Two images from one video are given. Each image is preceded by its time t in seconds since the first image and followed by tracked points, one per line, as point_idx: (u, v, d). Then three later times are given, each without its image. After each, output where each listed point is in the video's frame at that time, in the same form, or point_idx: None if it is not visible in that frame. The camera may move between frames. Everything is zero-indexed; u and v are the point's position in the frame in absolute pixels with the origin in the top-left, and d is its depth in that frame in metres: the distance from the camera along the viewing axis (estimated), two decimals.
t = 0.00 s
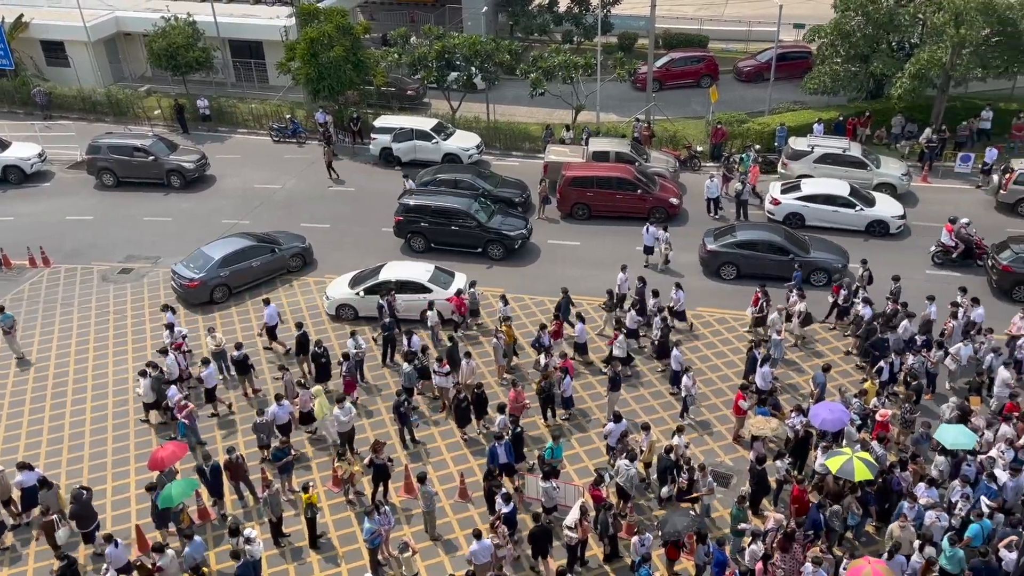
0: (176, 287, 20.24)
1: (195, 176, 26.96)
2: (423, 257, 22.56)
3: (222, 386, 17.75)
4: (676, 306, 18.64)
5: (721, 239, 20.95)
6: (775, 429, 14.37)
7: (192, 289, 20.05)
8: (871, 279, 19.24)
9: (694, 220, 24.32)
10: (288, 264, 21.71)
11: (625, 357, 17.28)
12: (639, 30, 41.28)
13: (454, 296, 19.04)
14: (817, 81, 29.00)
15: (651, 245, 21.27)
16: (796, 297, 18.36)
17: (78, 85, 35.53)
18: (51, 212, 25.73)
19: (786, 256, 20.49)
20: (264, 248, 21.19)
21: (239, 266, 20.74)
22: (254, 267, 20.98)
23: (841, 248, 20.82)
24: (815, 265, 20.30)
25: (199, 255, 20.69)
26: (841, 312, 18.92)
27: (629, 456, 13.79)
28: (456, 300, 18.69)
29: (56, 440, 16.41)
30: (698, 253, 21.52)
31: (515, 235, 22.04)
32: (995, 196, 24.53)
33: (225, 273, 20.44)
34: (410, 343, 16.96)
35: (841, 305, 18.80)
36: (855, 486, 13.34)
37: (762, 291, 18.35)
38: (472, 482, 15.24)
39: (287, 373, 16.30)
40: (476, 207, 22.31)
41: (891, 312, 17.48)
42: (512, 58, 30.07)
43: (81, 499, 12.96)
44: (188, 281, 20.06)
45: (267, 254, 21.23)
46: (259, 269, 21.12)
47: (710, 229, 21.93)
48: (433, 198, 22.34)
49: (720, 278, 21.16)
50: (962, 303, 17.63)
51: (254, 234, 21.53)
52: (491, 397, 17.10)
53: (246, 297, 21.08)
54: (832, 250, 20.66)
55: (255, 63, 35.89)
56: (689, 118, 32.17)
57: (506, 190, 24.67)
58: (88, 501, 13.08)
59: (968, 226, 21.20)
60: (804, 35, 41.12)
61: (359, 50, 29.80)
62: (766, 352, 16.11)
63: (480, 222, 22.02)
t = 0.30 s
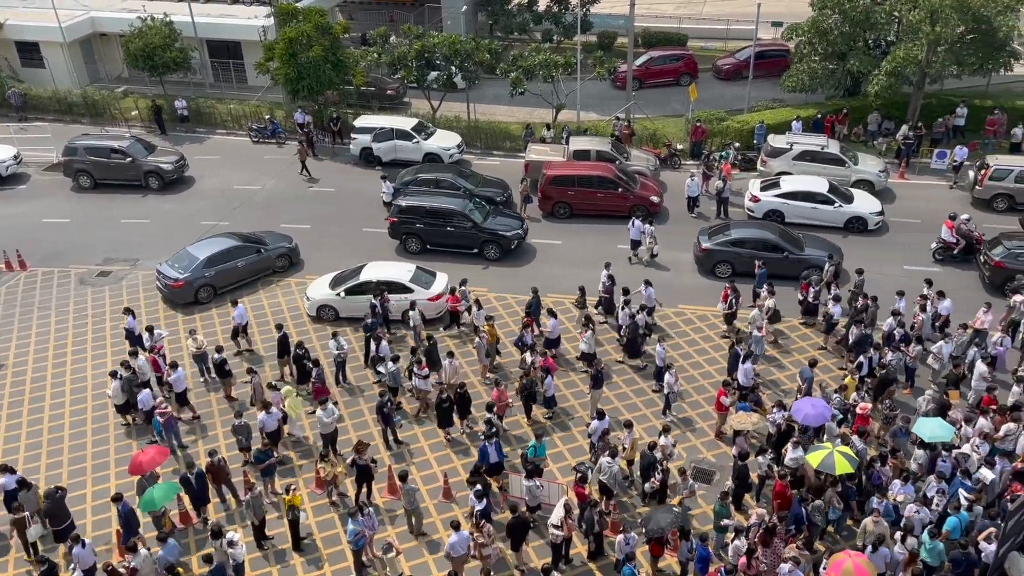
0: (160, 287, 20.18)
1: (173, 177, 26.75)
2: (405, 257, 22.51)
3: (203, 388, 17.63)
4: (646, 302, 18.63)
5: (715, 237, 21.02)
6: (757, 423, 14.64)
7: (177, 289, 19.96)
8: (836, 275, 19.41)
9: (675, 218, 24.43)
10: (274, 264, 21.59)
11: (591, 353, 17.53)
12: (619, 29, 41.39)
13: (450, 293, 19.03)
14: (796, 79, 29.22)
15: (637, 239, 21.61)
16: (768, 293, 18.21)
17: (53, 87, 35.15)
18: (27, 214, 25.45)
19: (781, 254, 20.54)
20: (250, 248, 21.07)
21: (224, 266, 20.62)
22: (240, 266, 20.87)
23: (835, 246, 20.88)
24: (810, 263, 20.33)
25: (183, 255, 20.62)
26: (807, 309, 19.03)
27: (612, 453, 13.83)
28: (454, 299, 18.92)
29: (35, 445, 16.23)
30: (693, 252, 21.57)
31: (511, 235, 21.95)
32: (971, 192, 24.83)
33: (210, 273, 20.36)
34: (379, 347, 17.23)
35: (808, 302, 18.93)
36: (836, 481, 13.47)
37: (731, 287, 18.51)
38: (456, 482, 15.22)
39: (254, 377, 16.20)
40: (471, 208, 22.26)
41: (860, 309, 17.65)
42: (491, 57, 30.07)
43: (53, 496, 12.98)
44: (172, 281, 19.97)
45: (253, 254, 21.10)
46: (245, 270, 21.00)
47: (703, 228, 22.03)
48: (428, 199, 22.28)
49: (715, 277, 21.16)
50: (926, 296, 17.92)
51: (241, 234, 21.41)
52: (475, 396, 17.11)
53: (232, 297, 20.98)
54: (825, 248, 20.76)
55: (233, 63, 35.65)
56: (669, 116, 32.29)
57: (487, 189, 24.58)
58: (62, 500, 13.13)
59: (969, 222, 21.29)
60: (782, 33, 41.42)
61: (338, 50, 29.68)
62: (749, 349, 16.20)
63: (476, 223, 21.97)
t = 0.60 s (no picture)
0: (147, 286, 20.13)
1: (153, 178, 26.54)
2: (387, 257, 22.45)
3: (185, 391, 17.51)
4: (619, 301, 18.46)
5: (711, 236, 20.95)
6: (741, 419, 14.62)
7: (163, 288, 19.92)
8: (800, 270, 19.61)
9: (658, 216, 24.51)
10: (262, 264, 21.54)
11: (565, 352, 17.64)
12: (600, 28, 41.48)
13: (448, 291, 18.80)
14: (776, 77, 29.39)
15: (627, 233, 21.83)
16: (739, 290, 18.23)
17: (30, 88, 34.78)
18: (5, 217, 25.18)
19: (778, 252, 20.51)
20: (237, 248, 21.06)
21: (211, 266, 20.61)
22: (228, 266, 20.85)
23: (831, 244, 20.90)
24: (806, 261, 20.34)
25: (170, 254, 20.59)
26: (779, 307, 19.00)
27: (597, 451, 13.87)
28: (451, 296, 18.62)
29: (14, 450, 16.05)
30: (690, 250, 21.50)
31: (510, 235, 21.86)
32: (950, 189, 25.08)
33: (197, 273, 20.33)
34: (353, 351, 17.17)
35: (780, 300, 18.90)
36: (819, 476, 13.56)
37: (704, 285, 18.50)
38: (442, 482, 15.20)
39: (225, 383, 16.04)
40: (468, 208, 22.13)
41: (832, 305, 17.77)
42: (473, 57, 30.04)
43: (28, 497, 12.95)
44: (159, 280, 19.94)
45: (241, 254, 21.08)
46: (232, 270, 20.96)
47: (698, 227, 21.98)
48: (424, 199, 22.11)
49: (713, 276, 21.11)
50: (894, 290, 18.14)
51: (229, 234, 21.40)
52: (460, 396, 17.08)
53: (220, 296, 20.96)
54: (822, 246, 20.75)
55: (214, 64, 35.43)
56: (651, 115, 32.39)
57: (470, 188, 24.46)
58: (36, 500, 13.09)
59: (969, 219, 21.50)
60: (762, 32, 41.65)
61: (319, 50, 29.56)
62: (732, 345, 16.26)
63: (474, 223, 21.85)
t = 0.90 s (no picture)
0: (135, 287, 20.06)
1: (133, 181, 26.31)
2: (371, 258, 22.37)
3: (167, 395, 17.37)
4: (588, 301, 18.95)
5: (710, 236, 20.93)
6: (725, 416, 14.95)
7: (151, 289, 19.85)
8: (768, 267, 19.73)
9: (641, 215, 24.58)
10: (251, 265, 21.44)
11: (538, 347, 17.82)
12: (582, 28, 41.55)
13: (442, 289, 18.90)
14: (757, 77, 29.56)
15: (618, 230, 22.04)
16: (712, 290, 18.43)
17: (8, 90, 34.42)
18: None
19: (775, 251, 20.58)
20: (226, 249, 20.96)
21: (200, 267, 20.51)
22: (217, 267, 20.76)
23: (827, 243, 21.04)
24: (803, 260, 20.45)
25: (159, 255, 20.50)
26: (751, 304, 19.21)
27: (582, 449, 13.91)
28: (446, 295, 18.80)
29: None
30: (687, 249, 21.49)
31: (509, 236, 21.75)
32: (929, 186, 25.32)
33: (185, 273, 20.25)
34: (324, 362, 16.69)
35: (751, 297, 19.11)
36: (803, 473, 13.66)
37: (677, 282, 18.63)
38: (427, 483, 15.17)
39: (194, 388, 15.87)
40: (468, 210, 22.00)
41: (804, 303, 17.97)
42: (455, 57, 30.00)
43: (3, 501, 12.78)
44: (147, 281, 19.86)
45: (230, 255, 20.99)
46: (221, 271, 20.88)
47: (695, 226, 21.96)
48: (423, 201, 21.97)
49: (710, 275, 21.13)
50: (862, 288, 18.42)
51: (218, 234, 21.31)
52: (445, 397, 17.07)
53: (207, 298, 20.86)
54: (818, 244, 20.87)
55: (194, 65, 35.20)
56: (633, 115, 32.49)
57: (453, 188, 24.35)
58: (11, 503, 12.94)
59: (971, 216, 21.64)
60: (743, 32, 41.89)
61: (300, 50, 29.43)
62: (716, 343, 16.29)
63: (474, 225, 21.72)
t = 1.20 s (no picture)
0: (123, 287, 19.99)
1: (113, 184, 26.09)
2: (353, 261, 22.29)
3: (149, 400, 17.25)
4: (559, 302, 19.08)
5: (707, 236, 21.05)
6: (708, 414, 15.06)
7: (139, 290, 19.78)
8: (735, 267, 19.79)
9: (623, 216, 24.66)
10: (241, 268, 21.33)
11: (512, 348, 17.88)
12: (564, 29, 41.60)
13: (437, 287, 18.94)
14: (737, 77, 29.72)
15: (609, 229, 22.28)
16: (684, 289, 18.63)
17: None
18: None
19: (773, 251, 20.67)
20: (215, 252, 20.85)
21: (188, 268, 20.42)
22: (204, 269, 20.67)
23: (825, 243, 21.09)
24: (800, 261, 20.54)
25: (147, 256, 20.43)
26: (723, 304, 19.40)
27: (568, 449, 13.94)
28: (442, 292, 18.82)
29: None
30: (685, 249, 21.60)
31: (508, 238, 21.66)
32: (908, 185, 25.55)
33: (173, 275, 20.16)
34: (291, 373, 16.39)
35: (723, 297, 19.29)
36: (786, 470, 13.73)
37: (648, 281, 18.73)
38: (411, 485, 15.13)
39: (167, 395, 15.71)
40: (467, 212, 21.93)
41: (776, 304, 18.13)
42: (437, 58, 29.96)
43: None
44: (135, 282, 19.79)
45: (218, 257, 20.87)
46: (209, 273, 20.78)
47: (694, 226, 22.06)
48: (423, 204, 21.91)
49: (708, 276, 21.22)
50: (831, 284, 18.50)
51: (207, 236, 21.21)
52: (429, 399, 17.04)
53: (194, 300, 20.77)
54: (816, 245, 20.91)
55: (174, 67, 34.99)
56: (615, 115, 32.59)
57: (436, 190, 24.31)
58: None
59: (970, 216, 21.77)
60: (723, 32, 42.12)
61: (281, 52, 29.30)
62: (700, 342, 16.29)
63: (473, 227, 21.63)
